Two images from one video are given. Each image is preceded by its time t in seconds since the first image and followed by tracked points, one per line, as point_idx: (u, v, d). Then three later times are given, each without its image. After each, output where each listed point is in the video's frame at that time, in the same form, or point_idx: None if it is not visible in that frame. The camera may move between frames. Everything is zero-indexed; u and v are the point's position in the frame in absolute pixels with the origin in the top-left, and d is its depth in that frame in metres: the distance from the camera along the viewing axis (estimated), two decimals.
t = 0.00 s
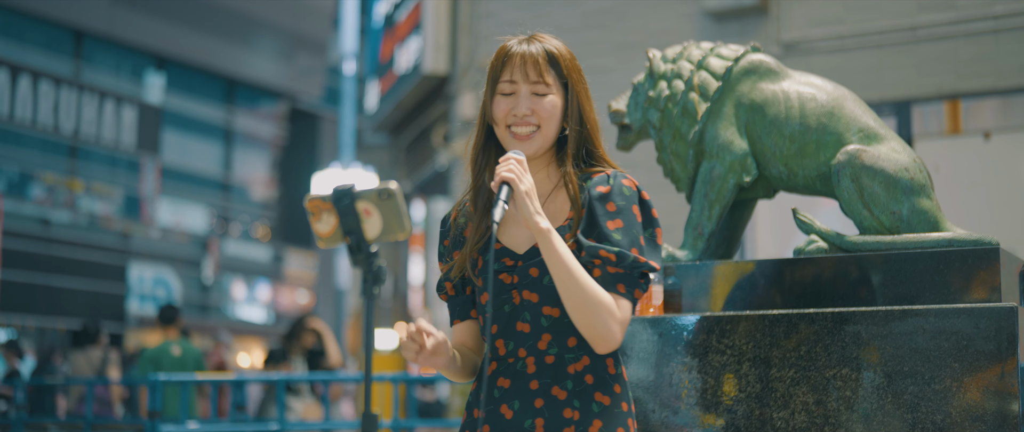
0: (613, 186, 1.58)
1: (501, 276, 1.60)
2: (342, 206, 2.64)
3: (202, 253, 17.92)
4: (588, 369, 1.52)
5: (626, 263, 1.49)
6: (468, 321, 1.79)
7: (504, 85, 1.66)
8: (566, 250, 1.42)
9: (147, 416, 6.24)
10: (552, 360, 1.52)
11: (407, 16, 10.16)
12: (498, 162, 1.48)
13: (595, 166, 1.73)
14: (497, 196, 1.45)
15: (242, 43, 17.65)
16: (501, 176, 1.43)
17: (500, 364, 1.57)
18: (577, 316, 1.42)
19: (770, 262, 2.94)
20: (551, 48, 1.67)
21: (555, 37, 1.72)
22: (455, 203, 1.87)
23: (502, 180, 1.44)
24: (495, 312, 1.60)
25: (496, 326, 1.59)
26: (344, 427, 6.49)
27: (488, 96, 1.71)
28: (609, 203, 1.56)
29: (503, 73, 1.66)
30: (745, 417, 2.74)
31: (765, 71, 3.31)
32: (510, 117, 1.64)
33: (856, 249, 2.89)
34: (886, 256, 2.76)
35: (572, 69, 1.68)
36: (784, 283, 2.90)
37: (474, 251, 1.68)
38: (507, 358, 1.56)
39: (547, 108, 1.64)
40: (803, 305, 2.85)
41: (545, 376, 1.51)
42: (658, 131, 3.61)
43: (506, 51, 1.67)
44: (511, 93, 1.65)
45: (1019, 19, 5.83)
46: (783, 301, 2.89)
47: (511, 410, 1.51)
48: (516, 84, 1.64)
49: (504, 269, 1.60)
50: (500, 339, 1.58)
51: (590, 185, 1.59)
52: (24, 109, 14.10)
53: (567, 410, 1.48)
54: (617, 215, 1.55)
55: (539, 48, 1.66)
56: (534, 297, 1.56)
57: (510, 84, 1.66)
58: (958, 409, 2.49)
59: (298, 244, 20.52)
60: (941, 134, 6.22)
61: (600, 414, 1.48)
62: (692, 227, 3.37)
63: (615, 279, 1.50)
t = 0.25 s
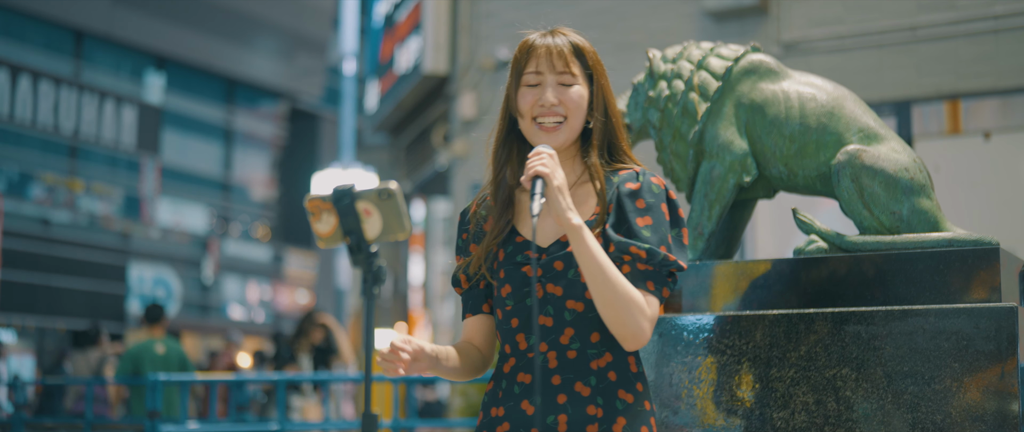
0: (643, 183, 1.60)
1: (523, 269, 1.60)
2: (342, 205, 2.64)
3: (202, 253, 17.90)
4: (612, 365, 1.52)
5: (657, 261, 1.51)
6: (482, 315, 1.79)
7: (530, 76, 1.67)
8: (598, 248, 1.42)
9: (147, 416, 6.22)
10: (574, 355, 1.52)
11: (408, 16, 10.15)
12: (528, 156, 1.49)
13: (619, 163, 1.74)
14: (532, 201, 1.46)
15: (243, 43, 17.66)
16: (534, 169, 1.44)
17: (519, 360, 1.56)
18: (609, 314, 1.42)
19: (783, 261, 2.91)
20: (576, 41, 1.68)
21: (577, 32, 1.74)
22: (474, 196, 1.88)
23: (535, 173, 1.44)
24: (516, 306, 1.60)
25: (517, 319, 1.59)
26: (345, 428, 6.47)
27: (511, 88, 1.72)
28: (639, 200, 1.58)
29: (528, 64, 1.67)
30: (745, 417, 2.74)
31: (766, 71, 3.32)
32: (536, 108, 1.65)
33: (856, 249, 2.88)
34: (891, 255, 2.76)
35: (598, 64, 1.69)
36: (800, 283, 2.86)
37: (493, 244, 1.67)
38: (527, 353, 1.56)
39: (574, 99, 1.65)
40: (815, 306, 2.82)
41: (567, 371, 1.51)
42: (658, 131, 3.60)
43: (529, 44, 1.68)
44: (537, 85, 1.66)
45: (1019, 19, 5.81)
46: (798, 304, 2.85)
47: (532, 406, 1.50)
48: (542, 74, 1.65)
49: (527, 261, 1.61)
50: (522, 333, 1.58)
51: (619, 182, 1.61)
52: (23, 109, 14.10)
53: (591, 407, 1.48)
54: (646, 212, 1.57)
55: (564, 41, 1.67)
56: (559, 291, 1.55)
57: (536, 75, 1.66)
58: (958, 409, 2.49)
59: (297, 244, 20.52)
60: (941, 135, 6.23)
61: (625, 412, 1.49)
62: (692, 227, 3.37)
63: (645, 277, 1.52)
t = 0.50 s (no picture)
0: (666, 181, 1.65)
1: (541, 264, 1.64)
2: (341, 206, 1.90)
3: (202, 253, 17.91)
4: (627, 362, 1.55)
5: (675, 255, 1.54)
6: (488, 308, 1.96)
7: (555, 75, 1.67)
8: (623, 234, 1.44)
9: (146, 417, 6.21)
10: (589, 351, 1.55)
11: (408, 16, 10.15)
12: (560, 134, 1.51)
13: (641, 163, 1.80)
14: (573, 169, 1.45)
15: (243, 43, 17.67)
16: (570, 141, 1.46)
17: (533, 355, 1.59)
18: (627, 300, 1.43)
19: (791, 261, 2.90)
20: (601, 39, 1.70)
21: (599, 31, 1.76)
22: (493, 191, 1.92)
23: (571, 146, 1.46)
24: (532, 301, 1.63)
25: (532, 314, 1.62)
26: (345, 428, 6.48)
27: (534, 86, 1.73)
28: (661, 197, 1.62)
29: (554, 63, 1.68)
30: (746, 417, 2.74)
31: (765, 71, 3.32)
32: (563, 108, 1.65)
33: (856, 249, 2.88)
34: (893, 255, 2.76)
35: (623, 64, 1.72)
36: (813, 284, 2.85)
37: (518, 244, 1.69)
38: (542, 349, 1.59)
39: (600, 100, 1.65)
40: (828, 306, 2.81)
41: (583, 367, 1.54)
42: (658, 131, 3.56)
43: (555, 43, 1.70)
44: (563, 84, 1.66)
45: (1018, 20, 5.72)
46: (811, 304, 2.84)
47: (546, 401, 1.53)
48: (569, 74, 1.66)
49: (546, 256, 1.65)
50: (536, 329, 1.61)
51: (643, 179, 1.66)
52: (24, 109, 14.08)
53: (606, 404, 1.51)
54: (668, 209, 1.61)
55: (589, 40, 1.69)
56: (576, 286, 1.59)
57: (562, 74, 1.67)
58: (958, 409, 2.49)
59: (297, 244, 20.53)
60: (941, 134, 6.30)
61: (640, 410, 1.52)
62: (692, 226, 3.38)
63: (664, 269, 1.54)
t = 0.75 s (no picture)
0: (675, 180, 1.66)
1: (548, 259, 1.65)
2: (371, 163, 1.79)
3: (202, 253, 17.91)
4: (631, 361, 1.55)
5: (678, 249, 1.55)
6: (493, 296, 1.79)
7: (568, 76, 1.67)
8: (629, 222, 1.47)
9: (146, 417, 6.20)
10: (592, 348, 1.56)
11: (408, 16, 10.14)
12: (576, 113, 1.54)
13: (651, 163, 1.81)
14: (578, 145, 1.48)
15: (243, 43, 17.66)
16: (582, 120, 1.49)
17: (536, 351, 1.60)
18: (625, 288, 1.45)
19: (792, 261, 2.90)
20: (615, 40, 1.70)
21: (614, 31, 1.76)
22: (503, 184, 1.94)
23: (583, 125, 1.49)
24: (536, 297, 1.64)
25: (536, 310, 1.63)
26: (345, 427, 6.48)
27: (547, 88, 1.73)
28: (670, 194, 1.63)
29: (567, 64, 1.68)
30: (747, 417, 2.73)
31: (766, 71, 3.33)
32: (573, 110, 1.65)
33: (856, 249, 2.88)
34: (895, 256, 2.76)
35: (638, 65, 1.73)
36: (821, 284, 2.83)
37: (526, 241, 1.70)
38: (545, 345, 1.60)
39: (612, 104, 1.65)
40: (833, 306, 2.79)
41: (585, 364, 1.55)
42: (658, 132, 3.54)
43: (570, 44, 1.70)
44: (575, 86, 1.67)
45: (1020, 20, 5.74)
46: (819, 304, 2.82)
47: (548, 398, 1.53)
48: (582, 77, 1.66)
49: (552, 252, 1.66)
50: (540, 325, 1.62)
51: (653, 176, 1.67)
52: (24, 109, 14.08)
53: (607, 401, 1.51)
54: (675, 206, 1.62)
55: (603, 41, 1.70)
56: (581, 282, 1.59)
57: (575, 76, 1.67)
58: (958, 409, 2.48)
59: (298, 244, 20.51)
60: (941, 134, 6.30)
61: (642, 408, 1.51)
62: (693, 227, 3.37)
63: (665, 261, 1.55)
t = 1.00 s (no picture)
0: (668, 179, 1.65)
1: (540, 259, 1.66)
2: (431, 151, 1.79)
3: (202, 253, 17.91)
4: (621, 363, 1.56)
5: (663, 250, 1.53)
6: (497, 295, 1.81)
7: (567, 79, 1.69)
8: (613, 222, 1.49)
9: (146, 416, 6.20)
10: (583, 350, 1.56)
11: (407, 16, 10.15)
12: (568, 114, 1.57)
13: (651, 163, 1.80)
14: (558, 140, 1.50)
15: (243, 43, 17.66)
16: (570, 122, 1.52)
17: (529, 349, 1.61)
18: (606, 290, 1.46)
19: (792, 260, 2.90)
20: (616, 42, 1.71)
21: (617, 32, 1.76)
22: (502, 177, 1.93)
23: (570, 127, 1.53)
24: (529, 295, 1.65)
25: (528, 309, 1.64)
26: (345, 427, 6.48)
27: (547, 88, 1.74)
28: (661, 194, 1.61)
29: (568, 66, 1.69)
30: (747, 417, 2.74)
31: (766, 71, 3.33)
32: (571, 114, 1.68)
33: (856, 249, 2.88)
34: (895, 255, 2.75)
35: (638, 66, 1.73)
36: (823, 284, 2.83)
37: (517, 240, 1.71)
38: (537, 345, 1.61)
39: (609, 108, 1.66)
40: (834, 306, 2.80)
41: (577, 365, 1.56)
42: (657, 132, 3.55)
43: (573, 45, 1.71)
44: (574, 89, 1.69)
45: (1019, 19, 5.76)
46: (819, 302, 2.83)
47: (539, 398, 1.55)
48: (581, 80, 1.67)
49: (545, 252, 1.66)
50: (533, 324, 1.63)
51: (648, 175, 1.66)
52: (24, 109, 14.09)
53: (597, 403, 1.52)
54: (666, 207, 1.60)
55: (604, 42, 1.70)
56: (573, 283, 1.61)
57: (574, 79, 1.68)
58: (958, 409, 2.48)
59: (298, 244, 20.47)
60: (941, 134, 6.30)
61: (631, 409, 1.52)
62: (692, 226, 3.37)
63: (650, 264, 1.54)
